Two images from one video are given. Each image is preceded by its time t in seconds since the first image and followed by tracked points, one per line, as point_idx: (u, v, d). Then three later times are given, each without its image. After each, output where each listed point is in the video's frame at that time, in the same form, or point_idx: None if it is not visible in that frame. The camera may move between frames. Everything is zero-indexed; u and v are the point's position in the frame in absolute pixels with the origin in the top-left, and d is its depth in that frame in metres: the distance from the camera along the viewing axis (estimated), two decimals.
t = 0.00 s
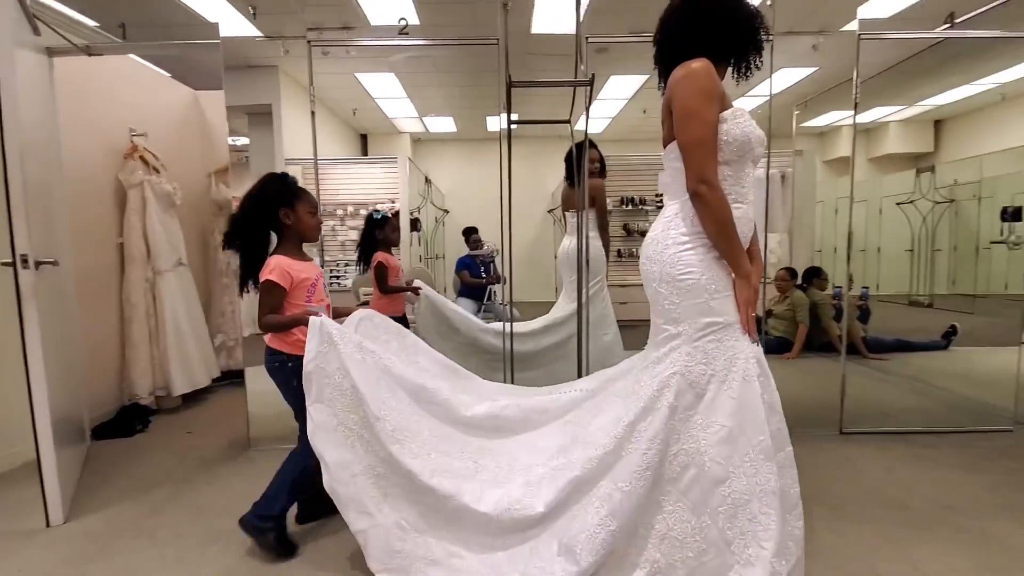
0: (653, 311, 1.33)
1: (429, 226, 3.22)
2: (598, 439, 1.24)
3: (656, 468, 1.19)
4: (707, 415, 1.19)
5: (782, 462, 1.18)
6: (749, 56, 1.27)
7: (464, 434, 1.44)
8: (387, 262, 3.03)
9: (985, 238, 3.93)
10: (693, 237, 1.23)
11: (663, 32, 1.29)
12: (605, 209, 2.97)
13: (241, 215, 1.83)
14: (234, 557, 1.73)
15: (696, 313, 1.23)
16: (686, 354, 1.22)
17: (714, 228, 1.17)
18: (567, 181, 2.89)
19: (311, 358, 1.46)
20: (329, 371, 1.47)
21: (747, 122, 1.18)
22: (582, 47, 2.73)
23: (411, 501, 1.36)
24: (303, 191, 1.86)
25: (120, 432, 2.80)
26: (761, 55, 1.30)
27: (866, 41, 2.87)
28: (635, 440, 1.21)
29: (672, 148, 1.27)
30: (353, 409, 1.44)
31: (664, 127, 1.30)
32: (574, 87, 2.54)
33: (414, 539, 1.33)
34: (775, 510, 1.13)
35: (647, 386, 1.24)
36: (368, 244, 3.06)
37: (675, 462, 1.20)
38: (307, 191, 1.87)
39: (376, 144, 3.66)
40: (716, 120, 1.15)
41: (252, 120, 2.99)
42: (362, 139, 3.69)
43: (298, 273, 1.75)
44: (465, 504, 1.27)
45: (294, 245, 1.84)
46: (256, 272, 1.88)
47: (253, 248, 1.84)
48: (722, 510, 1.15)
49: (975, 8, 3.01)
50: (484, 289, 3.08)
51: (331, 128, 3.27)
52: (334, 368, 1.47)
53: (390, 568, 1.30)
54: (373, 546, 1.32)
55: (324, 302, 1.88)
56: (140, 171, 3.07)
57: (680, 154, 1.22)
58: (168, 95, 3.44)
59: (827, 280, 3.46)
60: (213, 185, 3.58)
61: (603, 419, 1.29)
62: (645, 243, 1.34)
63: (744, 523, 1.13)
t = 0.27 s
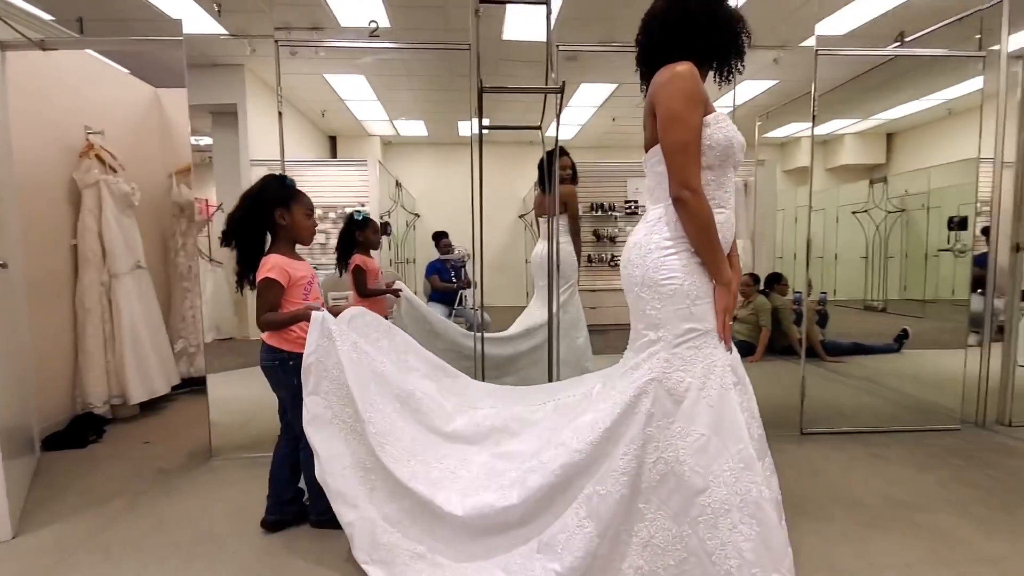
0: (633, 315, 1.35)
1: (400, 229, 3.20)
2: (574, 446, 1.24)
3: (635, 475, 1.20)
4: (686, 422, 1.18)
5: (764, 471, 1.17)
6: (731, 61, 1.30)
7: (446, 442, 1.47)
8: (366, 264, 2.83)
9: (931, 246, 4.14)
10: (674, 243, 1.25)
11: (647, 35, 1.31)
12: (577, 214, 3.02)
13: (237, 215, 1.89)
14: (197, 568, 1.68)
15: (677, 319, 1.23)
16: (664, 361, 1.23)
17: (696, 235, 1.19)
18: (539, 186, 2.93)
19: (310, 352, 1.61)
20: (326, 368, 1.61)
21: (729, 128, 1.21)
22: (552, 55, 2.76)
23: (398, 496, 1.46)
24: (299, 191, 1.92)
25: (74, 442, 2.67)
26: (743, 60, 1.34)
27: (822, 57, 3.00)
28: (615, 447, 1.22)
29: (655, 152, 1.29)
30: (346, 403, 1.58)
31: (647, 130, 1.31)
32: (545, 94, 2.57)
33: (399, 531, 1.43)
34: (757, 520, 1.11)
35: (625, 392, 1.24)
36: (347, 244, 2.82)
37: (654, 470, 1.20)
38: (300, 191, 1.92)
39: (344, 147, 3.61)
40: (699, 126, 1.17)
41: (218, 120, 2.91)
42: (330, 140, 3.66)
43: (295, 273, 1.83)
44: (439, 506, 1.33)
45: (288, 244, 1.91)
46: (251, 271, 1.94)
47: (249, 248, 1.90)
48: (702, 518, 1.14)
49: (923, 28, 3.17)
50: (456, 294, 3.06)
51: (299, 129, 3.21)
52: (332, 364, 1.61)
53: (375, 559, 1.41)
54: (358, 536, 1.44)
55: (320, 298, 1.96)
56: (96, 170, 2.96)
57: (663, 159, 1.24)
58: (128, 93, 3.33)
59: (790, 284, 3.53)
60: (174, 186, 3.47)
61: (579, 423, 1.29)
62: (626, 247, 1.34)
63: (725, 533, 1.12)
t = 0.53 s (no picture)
0: (612, 320, 1.37)
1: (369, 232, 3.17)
2: (551, 454, 1.25)
3: (612, 481, 1.22)
4: (665, 428, 1.21)
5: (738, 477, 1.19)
6: (710, 65, 1.33)
7: (421, 460, 1.48)
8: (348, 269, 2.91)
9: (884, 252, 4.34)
10: (656, 249, 1.27)
11: (627, 37, 1.33)
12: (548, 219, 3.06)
13: (224, 220, 1.91)
14: None
15: (658, 325, 1.25)
16: (644, 367, 1.25)
17: (678, 241, 1.22)
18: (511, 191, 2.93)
19: (296, 357, 1.62)
20: (312, 374, 1.62)
21: (709, 135, 1.24)
22: (524, 60, 2.78)
23: (381, 500, 1.49)
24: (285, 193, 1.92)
25: (24, 452, 2.55)
26: (720, 65, 1.36)
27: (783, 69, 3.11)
28: (594, 453, 1.24)
29: (637, 156, 1.31)
30: (330, 409, 1.60)
31: (628, 134, 1.33)
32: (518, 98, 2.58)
33: (383, 532, 1.48)
34: (731, 527, 1.13)
35: (605, 398, 1.27)
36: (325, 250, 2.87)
37: (631, 477, 1.22)
38: (286, 196, 1.92)
39: (313, 147, 3.55)
40: (683, 132, 1.19)
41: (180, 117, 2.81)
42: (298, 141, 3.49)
43: (280, 278, 1.83)
44: (416, 516, 1.34)
45: (275, 250, 1.91)
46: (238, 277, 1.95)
47: (236, 255, 1.91)
48: (677, 526, 1.16)
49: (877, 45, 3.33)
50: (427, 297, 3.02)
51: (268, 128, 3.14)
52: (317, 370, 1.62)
53: (370, 547, 1.50)
54: (356, 525, 1.51)
55: (308, 305, 1.95)
56: (50, 167, 2.83)
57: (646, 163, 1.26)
58: (85, 88, 3.21)
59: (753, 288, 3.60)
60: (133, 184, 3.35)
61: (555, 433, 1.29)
62: (608, 251, 1.36)
63: (699, 540, 1.13)
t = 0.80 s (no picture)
0: (594, 322, 1.38)
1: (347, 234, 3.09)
2: (541, 458, 1.27)
3: (597, 482, 1.22)
4: (647, 429, 1.22)
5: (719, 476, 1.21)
6: (692, 68, 1.36)
7: (412, 462, 1.51)
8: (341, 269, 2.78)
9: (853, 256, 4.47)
10: (637, 250, 1.29)
11: (611, 40, 1.35)
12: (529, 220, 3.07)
13: (218, 218, 1.88)
14: None
15: (639, 325, 1.27)
16: (626, 367, 1.27)
17: (659, 243, 1.24)
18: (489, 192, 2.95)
19: (278, 362, 1.60)
20: (296, 377, 1.59)
21: (691, 138, 1.26)
22: (504, 63, 2.79)
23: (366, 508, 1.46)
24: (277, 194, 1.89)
25: None
26: (702, 67, 1.40)
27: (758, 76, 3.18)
28: (578, 455, 1.26)
29: (619, 158, 1.32)
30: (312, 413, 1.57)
31: (611, 136, 1.34)
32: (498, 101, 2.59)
33: (370, 543, 1.46)
34: (713, 524, 1.14)
35: (588, 400, 1.28)
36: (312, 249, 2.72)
37: (615, 479, 1.23)
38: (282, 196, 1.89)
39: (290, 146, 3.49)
40: (664, 135, 1.21)
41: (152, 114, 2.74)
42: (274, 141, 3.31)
43: (272, 278, 1.81)
44: (404, 522, 1.33)
45: (268, 250, 1.89)
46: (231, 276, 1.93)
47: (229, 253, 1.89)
48: (661, 526, 1.17)
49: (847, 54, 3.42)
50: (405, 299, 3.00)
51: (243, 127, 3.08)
52: (299, 376, 1.59)
53: (359, 556, 1.48)
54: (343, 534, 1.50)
55: (299, 304, 1.93)
56: (14, 164, 2.73)
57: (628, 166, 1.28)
58: (51, 83, 3.11)
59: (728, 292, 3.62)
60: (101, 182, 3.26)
61: (544, 441, 1.33)
62: (590, 252, 1.37)
63: (682, 539, 1.15)
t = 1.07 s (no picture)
0: (578, 324, 1.39)
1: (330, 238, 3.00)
2: (524, 458, 1.29)
3: (577, 482, 1.24)
4: (626, 430, 1.23)
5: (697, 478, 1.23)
6: (681, 75, 1.39)
7: (405, 466, 1.51)
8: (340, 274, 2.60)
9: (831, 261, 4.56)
10: (621, 253, 1.30)
11: (599, 48, 1.38)
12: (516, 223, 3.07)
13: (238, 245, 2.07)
14: None
15: (621, 327, 1.29)
16: (606, 368, 1.28)
17: (642, 247, 1.25)
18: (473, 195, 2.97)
19: (266, 361, 1.57)
20: (282, 378, 1.58)
21: (677, 145, 1.28)
22: (490, 67, 2.79)
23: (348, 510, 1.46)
24: (251, 196, 1.91)
25: None
26: (691, 74, 1.42)
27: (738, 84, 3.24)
28: (559, 454, 1.27)
29: (607, 163, 1.34)
30: (298, 414, 1.56)
31: (598, 142, 1.36)
32: (483, 105, 2.59)
33: (351, 548, 1.45)
34: (691, 526, 1.15)
35: (569, 400, 1.30)
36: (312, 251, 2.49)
37: (595, 479, 1.24)
38: (263, 198, 1.93)
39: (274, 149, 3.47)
40: (649, 141, 1.23)
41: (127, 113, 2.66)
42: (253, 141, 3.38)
43: (262, 280, 1.86)
44: (387, 526, 1.33)
45: (262, 255, 1.94)
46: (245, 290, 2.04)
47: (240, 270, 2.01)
48: (640, 528, 1.18)
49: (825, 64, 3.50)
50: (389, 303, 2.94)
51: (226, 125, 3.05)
52: (287, 376, 1.58)
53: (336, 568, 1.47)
54: (316, 549, 1.48)
55: (297, 307, 1.95)
56: None
57: (614, 170, 1.29)
58: (27, 79, 3.04)
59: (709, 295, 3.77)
60: (78, 182, 3.19)
61: (527, 439, 1.34)
62: (576, 255, 1.39)
63: (660, 540, 1.15)
